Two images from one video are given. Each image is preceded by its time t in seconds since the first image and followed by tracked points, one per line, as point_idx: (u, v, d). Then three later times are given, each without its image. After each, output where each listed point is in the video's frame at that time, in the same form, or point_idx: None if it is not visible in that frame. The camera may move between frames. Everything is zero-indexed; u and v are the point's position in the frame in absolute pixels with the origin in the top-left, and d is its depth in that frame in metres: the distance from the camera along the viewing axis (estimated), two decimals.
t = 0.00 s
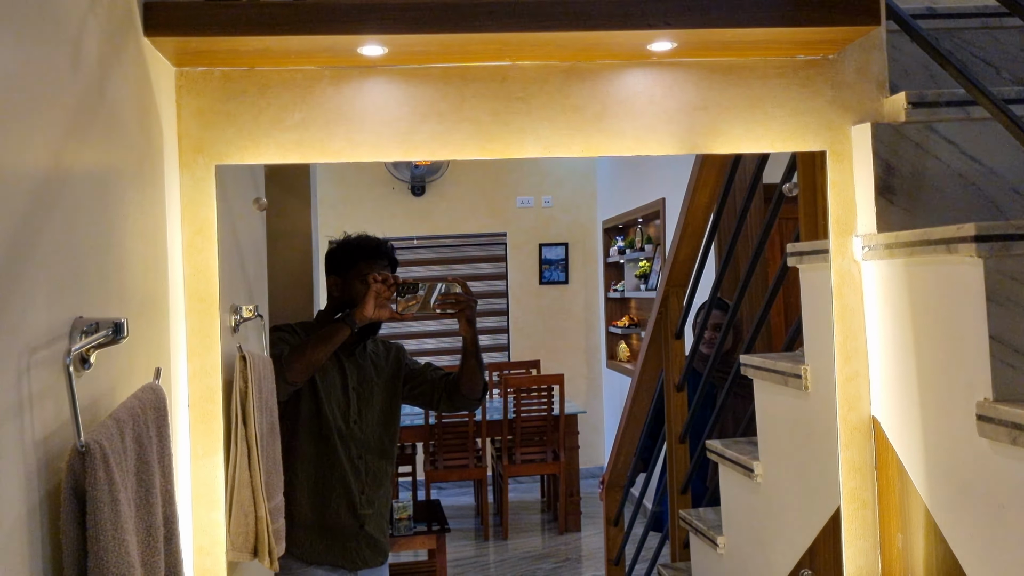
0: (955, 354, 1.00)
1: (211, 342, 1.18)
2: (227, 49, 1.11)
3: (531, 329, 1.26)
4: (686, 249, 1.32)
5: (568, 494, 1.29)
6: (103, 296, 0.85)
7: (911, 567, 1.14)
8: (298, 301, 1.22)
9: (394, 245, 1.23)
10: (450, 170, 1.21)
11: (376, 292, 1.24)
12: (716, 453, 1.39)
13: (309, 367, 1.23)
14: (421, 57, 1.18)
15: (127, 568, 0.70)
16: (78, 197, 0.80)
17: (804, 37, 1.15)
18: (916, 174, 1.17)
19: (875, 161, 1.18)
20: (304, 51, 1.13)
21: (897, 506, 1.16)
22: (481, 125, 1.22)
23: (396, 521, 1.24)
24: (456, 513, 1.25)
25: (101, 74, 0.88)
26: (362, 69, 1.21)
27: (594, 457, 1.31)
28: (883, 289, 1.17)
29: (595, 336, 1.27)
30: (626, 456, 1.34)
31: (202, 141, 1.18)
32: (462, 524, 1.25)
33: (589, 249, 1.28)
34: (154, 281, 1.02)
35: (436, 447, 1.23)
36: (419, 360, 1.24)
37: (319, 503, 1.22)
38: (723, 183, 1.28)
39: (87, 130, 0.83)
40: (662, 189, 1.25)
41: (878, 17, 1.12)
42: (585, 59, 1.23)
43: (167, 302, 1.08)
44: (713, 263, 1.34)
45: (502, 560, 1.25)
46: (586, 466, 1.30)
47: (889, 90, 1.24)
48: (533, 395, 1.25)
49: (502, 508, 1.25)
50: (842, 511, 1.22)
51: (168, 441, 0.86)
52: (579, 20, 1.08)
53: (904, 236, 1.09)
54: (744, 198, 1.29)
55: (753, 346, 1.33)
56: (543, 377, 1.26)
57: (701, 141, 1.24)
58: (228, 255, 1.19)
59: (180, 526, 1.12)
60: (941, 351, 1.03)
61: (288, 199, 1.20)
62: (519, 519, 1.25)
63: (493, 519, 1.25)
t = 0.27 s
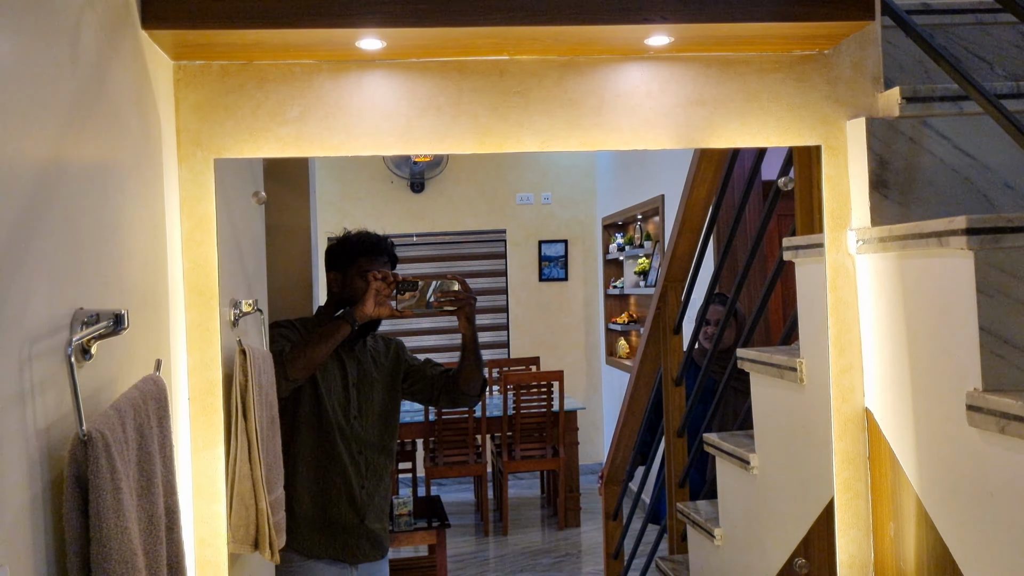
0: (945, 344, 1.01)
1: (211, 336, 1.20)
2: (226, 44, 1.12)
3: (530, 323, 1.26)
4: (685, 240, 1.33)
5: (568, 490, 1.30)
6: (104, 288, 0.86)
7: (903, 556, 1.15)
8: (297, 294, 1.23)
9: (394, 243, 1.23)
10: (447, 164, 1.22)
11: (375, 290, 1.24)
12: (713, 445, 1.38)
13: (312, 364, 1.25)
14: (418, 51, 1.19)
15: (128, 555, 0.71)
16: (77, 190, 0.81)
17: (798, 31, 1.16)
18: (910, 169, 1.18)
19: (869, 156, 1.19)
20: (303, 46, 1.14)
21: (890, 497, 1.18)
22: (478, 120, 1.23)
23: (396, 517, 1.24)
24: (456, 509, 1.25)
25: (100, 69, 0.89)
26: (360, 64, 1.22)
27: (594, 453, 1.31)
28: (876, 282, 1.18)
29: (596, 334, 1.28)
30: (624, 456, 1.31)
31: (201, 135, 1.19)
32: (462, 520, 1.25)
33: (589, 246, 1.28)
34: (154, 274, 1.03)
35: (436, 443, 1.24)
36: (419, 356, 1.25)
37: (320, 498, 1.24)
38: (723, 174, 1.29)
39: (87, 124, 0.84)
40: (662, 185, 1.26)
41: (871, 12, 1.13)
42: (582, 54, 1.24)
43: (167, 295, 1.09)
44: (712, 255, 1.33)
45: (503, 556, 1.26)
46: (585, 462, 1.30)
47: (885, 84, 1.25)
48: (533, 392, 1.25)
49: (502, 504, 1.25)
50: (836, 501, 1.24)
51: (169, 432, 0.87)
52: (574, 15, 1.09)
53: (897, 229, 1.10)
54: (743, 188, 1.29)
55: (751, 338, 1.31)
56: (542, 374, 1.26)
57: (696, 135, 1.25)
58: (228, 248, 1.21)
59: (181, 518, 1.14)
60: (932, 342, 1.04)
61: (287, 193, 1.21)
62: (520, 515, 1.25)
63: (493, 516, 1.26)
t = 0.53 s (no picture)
0: (937, 329, 1.03)
1: (211, 322, 1.20)
2: (224, 32, 1.13)
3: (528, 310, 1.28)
4: (681, 234, 1.38)
5: (566, 483, 1.33)
6: (104, 273, 0.87)
7: (895, 539, 1.16)
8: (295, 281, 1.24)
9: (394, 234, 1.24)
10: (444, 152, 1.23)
11: (375, 284, 1.26)
12: (709, 434, 1.41)
13: (313, 358, 1.27)
14: (415, 39, 1.20)
15: (131, 532, 0.72)
16: (77, 175, 0.82)
17: (793, 19, 1.17)
18: (904, 155, 1.19)
19: (863, 143, 1.20)
20: (300, 34, 1.15)
21: (882, 480, 1.19)
22: (474, 108, 1.24)
23: (395, 508, 1.28)
24: (455, 501, 1.30)
25: (99, 55, 0.89)
26: (357, 52, 1.23)
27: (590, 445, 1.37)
28: (870, 268, 1.19)
29: (593, 326, 1.31)
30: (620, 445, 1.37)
31: (199, 123, 1.20)
32: (461, 512, 1.29)
33: (586, 239, 1.30)
34: (154, 261, 1.04)
35: (435, 436, 1.24)
36: (418, 348, 1.26)
37: (320, 487, 1.26)
38: (717, 170, 1.33)
39: (86, 110, 0.85)
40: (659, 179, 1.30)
41: None
42: (577, 42, 1.25)
43: (167, 281, 1.10)
44: (708, 247, 1.38)
45: (501, 547, 1.28)
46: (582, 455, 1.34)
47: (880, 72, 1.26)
48: (530, 385, 1.26)
49: (500, 497, 1.29)
50: (829, 487, 1.25)
51: (170, 413, 0.88)
52: (570, 3, 1.10)
53: (890, 215, 1.11)
54: (738, 183, 1.34)
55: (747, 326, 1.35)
56: (540, 366, 1.28)
57: (691, 123, 1.26)
58: (227, 236, 1.21)
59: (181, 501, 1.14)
60: (924, 327, 1.06)
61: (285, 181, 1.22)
62: (517, 506, 1.30)
63: (491, 507, 1.29)
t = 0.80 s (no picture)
0: (934, 316, 1.03)
1: (211, 311, 1.21)
2: (224, 21, 1.13)
3: (526, 300, 1.29)
4: (679, 222, 1.33)
5: (564, 476, 1.32)
6: (106, 259, 0.87)
7: (892, 525, 1.17)
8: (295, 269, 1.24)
9: (393, 225, 1.25)
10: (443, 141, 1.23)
11: (374, 277, 1.25)
12: (706, 424, 1.37)
13: (313, 351, 1.26)
14: (414, 29, 1.20)
15: (132, 514, 0.73)
16: (79, 162, 0.82)
17: (791, 8, 1.17)
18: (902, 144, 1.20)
19: (861, 133, 1.20)
20: (300, 23, 1.15)
21: (879, 468, 1.20)
22: (473, 97, 1.24)
23: (393, 500, 1.26)
24: (454, 494, 1.28)
25: (100, 43, 0.90)
26: (357, 41, 1.23)
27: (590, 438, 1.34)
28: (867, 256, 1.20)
29: (591, 318, 1.32)
30: (620, 435, 1.33)
31: (199, 112, 1.20)
32: (459, 504, 1.28)
33: (585, 232, 1.32)
34: (155, 249, 1.05)
35: (434, 429, 1.22)
36: (417, 339, 1.26)
37: (319, 478, 1.25)
38: (715, 160, 1.31)
39: (87, 97, 0.85)
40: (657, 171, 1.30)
41: None
42: (576, 31, 1.25)
43: (168, 270, 1.11)
44: (706, 238, 1.34)
45: (500, 539, 1.29)
46: (580, 447, 1.33)
47: (876, 61, 1.27)
48: (529, 377, 1.27)
49: (499, 488, 1.29)
50: (826, 475, 1.26)
51: (171, 399, 0.89)
52: None
53: (887, 203, 1.12)
54: (736, 172, 1.31)
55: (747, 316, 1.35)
56: (539, 359, 1.28)
57: (690, 113, 1.27)
58: (227, 225, 1.22)
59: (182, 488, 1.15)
60: (922, 315, 1.06)
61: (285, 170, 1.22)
62: (516, 499, 1.28)
63: (489, 499, 1.29)
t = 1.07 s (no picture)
0: (933, 296, 1.04)
1: (211, 290, 1.21)
2: None
3: (524, 283, 1.26)
4: (678, 203, 1.32)
5: (563, 458, 1.29)
6: (106, 238, 0.87)
7: (889, 504, 1.18)
8: (292, 247, 1.22)
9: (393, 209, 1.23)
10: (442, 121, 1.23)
11: (371, 262, 1.24)
12: (705, 405, 1.34)
13: (312, 335, 1.23)
14: (413, 8, 1.20)
15: (132, 489, 0.73)
16: (79, 140, 0.82)
17: None
18: (901, 124, 1.19)
19: (861, 113, 1.21)
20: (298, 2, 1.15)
21: (877, 447, 1.20)
22: (472, 77, 1.24)
23: (392, 483, 1.24)
24: (452, 477, 1.25)
25: (99, 20, 0.89)
26: (355, 21, 1.22)
27: (589, 421, 1.29)
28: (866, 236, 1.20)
29: (590, 303, 1.27)
30: (620, 415, 1.32)
31: (198, 91, 1.20)
32: (457, 487, 1.25)
33: (584, 216, 1.27)
34: (155, 228, 1.05)
35: (432, 412, 1.24)
36: (415, 322, 1.24)
37: (319, 460, 1.23)
38: (714, 143, 1.30)
39: (87, 75, 0.85)
40: (656, 154, 1.29)
41: None
42: (576, 10, 1.24)
43: (167, 249, 1.11)
44: (705, 218, 1.32)
45: (498, 522, 1.26)
46: (580, 431, 1.29)
47: (875, 40, 1.25)
48: (528, 361, 1.27)
49: (497, 471, 1.26)
50: (825, 454, 1.27)
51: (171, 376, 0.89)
52: None
53: (886, 183, 1.12)
54: (737, 151, 1.30)
55: (745, 294, 1.31)
56: (538, 342, 1.27)
57: (690, 93, 1.26)
58: (227, 205, 1.21)
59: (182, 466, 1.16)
60: (921, 294, 1.06)
61: (283, 150, 1.22)
62: (514, 482, 1.26)
63: (488, 482, 1.26)
